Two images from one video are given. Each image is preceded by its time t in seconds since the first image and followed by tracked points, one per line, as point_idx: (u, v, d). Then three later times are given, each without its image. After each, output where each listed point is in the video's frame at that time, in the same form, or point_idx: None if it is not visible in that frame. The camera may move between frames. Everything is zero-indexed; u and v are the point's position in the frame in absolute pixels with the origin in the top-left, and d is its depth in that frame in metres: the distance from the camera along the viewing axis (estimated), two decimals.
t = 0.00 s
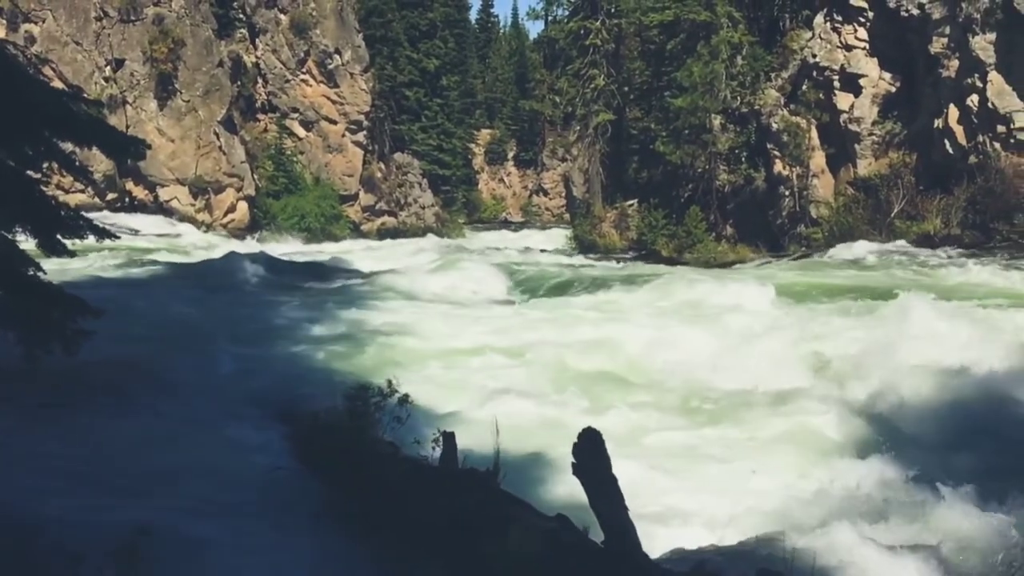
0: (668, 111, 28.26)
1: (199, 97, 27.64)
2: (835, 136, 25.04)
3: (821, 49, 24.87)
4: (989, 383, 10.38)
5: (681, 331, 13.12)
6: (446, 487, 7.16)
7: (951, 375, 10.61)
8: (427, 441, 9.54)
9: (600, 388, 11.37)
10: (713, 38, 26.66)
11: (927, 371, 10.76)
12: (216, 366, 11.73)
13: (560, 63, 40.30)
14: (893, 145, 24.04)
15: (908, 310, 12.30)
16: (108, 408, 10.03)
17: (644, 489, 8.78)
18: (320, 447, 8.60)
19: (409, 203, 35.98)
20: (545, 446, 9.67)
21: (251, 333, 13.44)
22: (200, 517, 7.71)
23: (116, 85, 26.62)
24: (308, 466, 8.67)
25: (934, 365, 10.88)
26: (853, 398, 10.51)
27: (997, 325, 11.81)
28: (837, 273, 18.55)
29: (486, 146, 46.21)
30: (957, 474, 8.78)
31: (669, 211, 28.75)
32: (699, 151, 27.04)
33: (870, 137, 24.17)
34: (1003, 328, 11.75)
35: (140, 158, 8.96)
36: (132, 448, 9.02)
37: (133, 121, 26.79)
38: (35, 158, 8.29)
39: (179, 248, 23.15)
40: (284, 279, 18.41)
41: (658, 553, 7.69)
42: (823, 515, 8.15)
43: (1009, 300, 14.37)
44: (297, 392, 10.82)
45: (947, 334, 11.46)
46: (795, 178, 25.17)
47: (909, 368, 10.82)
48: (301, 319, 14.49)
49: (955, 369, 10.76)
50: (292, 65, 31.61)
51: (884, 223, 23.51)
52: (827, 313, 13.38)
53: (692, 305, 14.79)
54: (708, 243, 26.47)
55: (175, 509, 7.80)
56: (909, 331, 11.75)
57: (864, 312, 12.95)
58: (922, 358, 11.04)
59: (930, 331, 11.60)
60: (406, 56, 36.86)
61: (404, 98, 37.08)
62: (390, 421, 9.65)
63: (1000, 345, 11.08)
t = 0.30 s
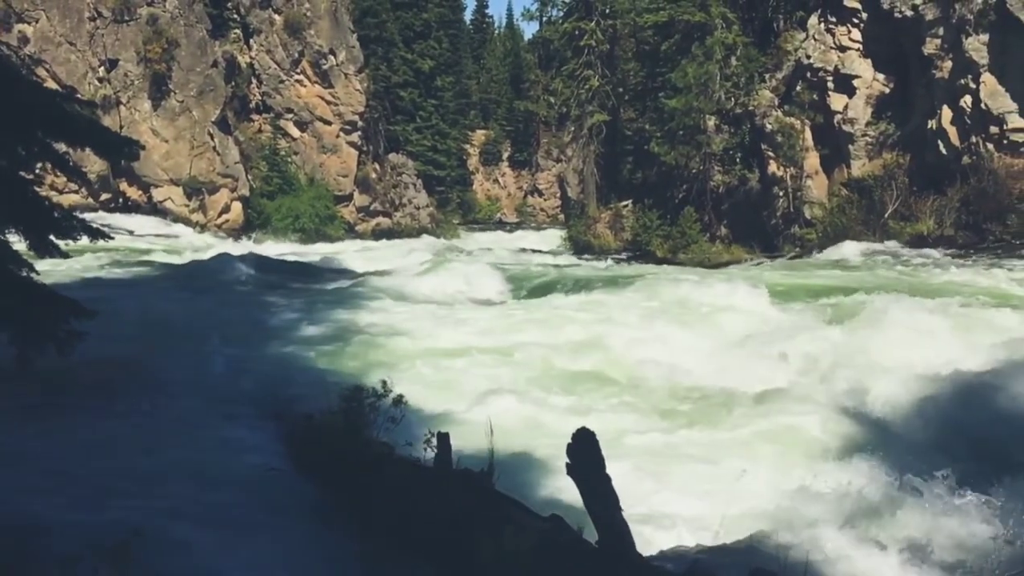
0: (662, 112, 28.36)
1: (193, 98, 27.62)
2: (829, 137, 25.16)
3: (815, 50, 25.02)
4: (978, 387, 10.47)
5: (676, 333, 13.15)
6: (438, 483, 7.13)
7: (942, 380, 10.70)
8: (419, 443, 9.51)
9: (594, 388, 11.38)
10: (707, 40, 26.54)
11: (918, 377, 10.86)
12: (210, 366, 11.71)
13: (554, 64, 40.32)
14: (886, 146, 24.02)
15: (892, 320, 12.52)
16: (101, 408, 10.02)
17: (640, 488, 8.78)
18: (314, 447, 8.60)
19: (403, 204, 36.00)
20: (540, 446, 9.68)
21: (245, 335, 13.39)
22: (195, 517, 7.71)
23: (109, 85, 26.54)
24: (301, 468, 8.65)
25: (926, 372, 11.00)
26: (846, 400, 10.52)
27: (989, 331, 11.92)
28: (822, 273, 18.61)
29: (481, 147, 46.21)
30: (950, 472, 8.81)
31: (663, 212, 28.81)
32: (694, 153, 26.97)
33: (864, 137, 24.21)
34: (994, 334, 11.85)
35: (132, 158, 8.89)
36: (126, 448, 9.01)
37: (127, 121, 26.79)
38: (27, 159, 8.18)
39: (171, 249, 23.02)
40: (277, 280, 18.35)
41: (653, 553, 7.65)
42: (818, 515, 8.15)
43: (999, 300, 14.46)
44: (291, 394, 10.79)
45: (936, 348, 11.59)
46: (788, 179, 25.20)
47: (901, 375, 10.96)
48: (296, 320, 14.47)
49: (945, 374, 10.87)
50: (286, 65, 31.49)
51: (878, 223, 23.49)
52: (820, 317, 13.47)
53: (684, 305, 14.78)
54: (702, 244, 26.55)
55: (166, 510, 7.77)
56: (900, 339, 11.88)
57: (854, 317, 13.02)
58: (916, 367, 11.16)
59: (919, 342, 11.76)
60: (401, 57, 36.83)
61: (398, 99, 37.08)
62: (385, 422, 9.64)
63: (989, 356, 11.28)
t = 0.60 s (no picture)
0: (656, 112, 28.42)
1: (187, 98, 27.65)
2: (822, 138, 25.18)
3: (808, 51, 25.03)
4: (971, 385, 10.46)
5: (670, 334, 13.15)
6: (433, 484, 7.15)
7: (935, 379, 10.69)
8: (413, 443, 9.49)
9: (588, 388, 11.37)
10: (701, 40, 26.94)
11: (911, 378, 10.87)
12: (204, 368, 11.69)
13: (548, 64, 40.38)
14: (880, 146, 24.09)
15: (882, 322, 12.60)
16: (92, 409, 9.98)
17: (634, 490, 8.76)
18: (306, 448, 8.61)
19: (398, 204, 35.99)
20: (534, 446, 9.68)
21: (239, 336, 13.34)
22: (187, 518, 7.69)
23: (102, 86, 26.40)
24: (296, 467, 8.64)
25: (919, 373, 11.03)
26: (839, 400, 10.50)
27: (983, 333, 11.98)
28: (806, 273, 18.71)
29: (475, 148, 46.17)
30: (943, 470, 8.84)
31: (657, 213, 29.02)
32: (687, 153, 27.40)
33: (858, 138, 24.25)
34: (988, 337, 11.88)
35: (126, 161, 8.97)
36: (117, 450, 8.99)
37: (120, 121, 26.62)
38: (21, 161, 8.20)
39: (164, 250, 22.93)
40: (272, 280, 18.30)
41: (648, 553, 7.62)
42: (812, 515, 8.15)
43: (992, 300, 14.49)
44: (286, 394, 10.77)
45: (927, 350, 11.66)
46: (782, 180, 25.26)
47: (894, 375, 11.03)
48: (289, 321, 14.45)
49: (938, 373, 10.88)
50: (280, 65, 31.49)
51: (871, 224, 23.65)
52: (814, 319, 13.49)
53: (675, 306, 14.75)
54: (696, 244, 26.58)
55: (160, 510, 7.77)
56: (892, 341, 11.92)
57: (846, 319, 13.08)
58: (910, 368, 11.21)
59: (912, 345, 11.82)
60: (395, 57, 36.79)
61: (392, 99, 37.04)
62: (378, 423, 9.62)
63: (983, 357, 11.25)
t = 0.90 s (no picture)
0: (650, 113, 28.49)
1: (179, 99, 27.60)
2: (815, 139, 25.26)
3: (801, 52, 25.12)
4: (962, 383, 10.49)
5: (663, 334, 13.16)
6: (433, 484, 7.14)
7: (933, 380, 10.69)
8: (406, 445, 9.46)
9: (582, 389, 11.40)
10: (694, 42, 26.94)
11: (903, 380, 10.85)
12: (197, 369, 11.66)
13: (542, 66, 40.43)
14: (872, 148, 24.14)
15: (876, 323, 12.60)
16: (83, 412, 9.95)
17: (630, 491, 8.78)
18: (300, 450, 8.61)
19: (391, 206, 35.96)
20: (528, 446, 9.71)
21: (232, 338, 13.29)
22: (182, 520, 7.69)
23: (95, 87, 26.32)
24: (290, 469, 8.62)
25: (914, 372, 11.04)
26: (831, 403, 10.53)
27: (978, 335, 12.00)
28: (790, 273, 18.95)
29: (469, 149, 46.14)
30: (939, 469, 8.86)
31: (651, 214, 28.95)
32: (680, 155, 27.27)
33: (850, 139, 24.34)
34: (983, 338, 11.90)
35: (118, 162, 8.92)
36: (110, 452, 8.97)
37: (113, 122, 26.64)
38: (11, 162, 8.16)
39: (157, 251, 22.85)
40: (266, 281, 18.26)
41: (643, 554, 7.62)
42: (806, 514, 8.17)
43: (983, 301, 14.56)
44: (280, 396, 10.74)
45: (919, 350, 11.73)
46: (775, 181, 25.27)
47: (888, 375, 11.08)
48: (283, 322, 14.43)
49: (932, 372, 10.91)
50: (273, 66, 31.44)
51: (863, 225, 23.67)
52: (807, 320, 13.49)
53: (667, 307, 14.70)
54: (689, 246, 26.65)
55: (154, 513, 7.76)
56: (885, 343, 11.96)
57: (838, 318, 13.13)
58: (903, 368, 11.26)
59: (904, 346, 11.86)
60: (389, 59, 36.86)
61: (385, 101, 37.00)
62: (371, 425, 9.62)
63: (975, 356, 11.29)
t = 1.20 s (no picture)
0: (642, 115, 28.60)
1: (171, 100, 27.55)
2: (806, 141, 25.25)
3: (792, 55, 25.24)
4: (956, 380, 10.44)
5: (655, 334, 13.19)
6: (427, 486, 7.16)
7: (926, 376, 10.65)
8: (397, 447, 9.44)
9: (576, 391, 11.40)
10: (686, 44, 27.14)
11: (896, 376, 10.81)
12: (190, 371, 11.63)
13: (534, 67, 40.51)
14: (863, 150, 24.18)
15: (868, 327, 12.61)
16: (74, 413, 9.93)
17: (623, 492, 8.81)
18: (292, 451, 8.60)
19: (384, 207, 35.88)
20: (521, 448, 9.71)
21: (224, 340, 13.25)
22: (174, 521, 7.69)
23: (86, 88, 26.20)
24: (282, 471, 8.59)
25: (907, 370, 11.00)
26: (823, 404, 10.53)
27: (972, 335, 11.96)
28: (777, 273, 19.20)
29: (461, 150, 46.09)
30: (929, 471, 8.88)
31: (643, 216, 29.01)
32: (673, 156, 27.44)
33: (841, 141, 24.39)
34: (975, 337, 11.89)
35: (111, 164, 8.88)
36: (102, 453, 8.97)
37: (104, 123, 26.54)
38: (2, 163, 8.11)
39: (148, 253, 22.78)
40: (258, 283, 18.21)
41: (632, 556, 7.66)
42: (797, 515, 8.23)
43: (975, 303, 14.58)
44: (271, 398, 10.72)
45: (911, 349, 11.71)
46: (766, 183, 25.50)
47: (880, 371, 11.05)
48: (276, 324, 14.41)
49: (925, 369, 10.85)
50: (265, 67, 31.39)
51: (855, 227, 23.64)
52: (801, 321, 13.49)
53: (660, 309, 14.68)
54: (682, 248, 26.69)
55: (146, 514, 7.75)
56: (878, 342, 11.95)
57: (830, 321, 13.15)
58: (896, 366, 11.20)
59: (897, 345, 11.83)
60: (381, 60, 36.70)
61: (378, 102, 36.94)
62: (364, 427, 9.62)
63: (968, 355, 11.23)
